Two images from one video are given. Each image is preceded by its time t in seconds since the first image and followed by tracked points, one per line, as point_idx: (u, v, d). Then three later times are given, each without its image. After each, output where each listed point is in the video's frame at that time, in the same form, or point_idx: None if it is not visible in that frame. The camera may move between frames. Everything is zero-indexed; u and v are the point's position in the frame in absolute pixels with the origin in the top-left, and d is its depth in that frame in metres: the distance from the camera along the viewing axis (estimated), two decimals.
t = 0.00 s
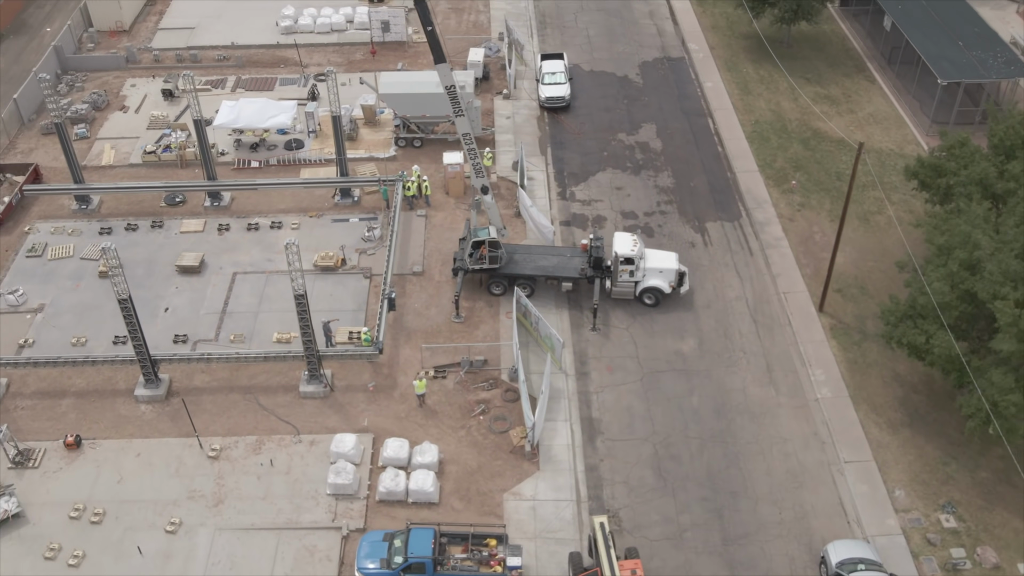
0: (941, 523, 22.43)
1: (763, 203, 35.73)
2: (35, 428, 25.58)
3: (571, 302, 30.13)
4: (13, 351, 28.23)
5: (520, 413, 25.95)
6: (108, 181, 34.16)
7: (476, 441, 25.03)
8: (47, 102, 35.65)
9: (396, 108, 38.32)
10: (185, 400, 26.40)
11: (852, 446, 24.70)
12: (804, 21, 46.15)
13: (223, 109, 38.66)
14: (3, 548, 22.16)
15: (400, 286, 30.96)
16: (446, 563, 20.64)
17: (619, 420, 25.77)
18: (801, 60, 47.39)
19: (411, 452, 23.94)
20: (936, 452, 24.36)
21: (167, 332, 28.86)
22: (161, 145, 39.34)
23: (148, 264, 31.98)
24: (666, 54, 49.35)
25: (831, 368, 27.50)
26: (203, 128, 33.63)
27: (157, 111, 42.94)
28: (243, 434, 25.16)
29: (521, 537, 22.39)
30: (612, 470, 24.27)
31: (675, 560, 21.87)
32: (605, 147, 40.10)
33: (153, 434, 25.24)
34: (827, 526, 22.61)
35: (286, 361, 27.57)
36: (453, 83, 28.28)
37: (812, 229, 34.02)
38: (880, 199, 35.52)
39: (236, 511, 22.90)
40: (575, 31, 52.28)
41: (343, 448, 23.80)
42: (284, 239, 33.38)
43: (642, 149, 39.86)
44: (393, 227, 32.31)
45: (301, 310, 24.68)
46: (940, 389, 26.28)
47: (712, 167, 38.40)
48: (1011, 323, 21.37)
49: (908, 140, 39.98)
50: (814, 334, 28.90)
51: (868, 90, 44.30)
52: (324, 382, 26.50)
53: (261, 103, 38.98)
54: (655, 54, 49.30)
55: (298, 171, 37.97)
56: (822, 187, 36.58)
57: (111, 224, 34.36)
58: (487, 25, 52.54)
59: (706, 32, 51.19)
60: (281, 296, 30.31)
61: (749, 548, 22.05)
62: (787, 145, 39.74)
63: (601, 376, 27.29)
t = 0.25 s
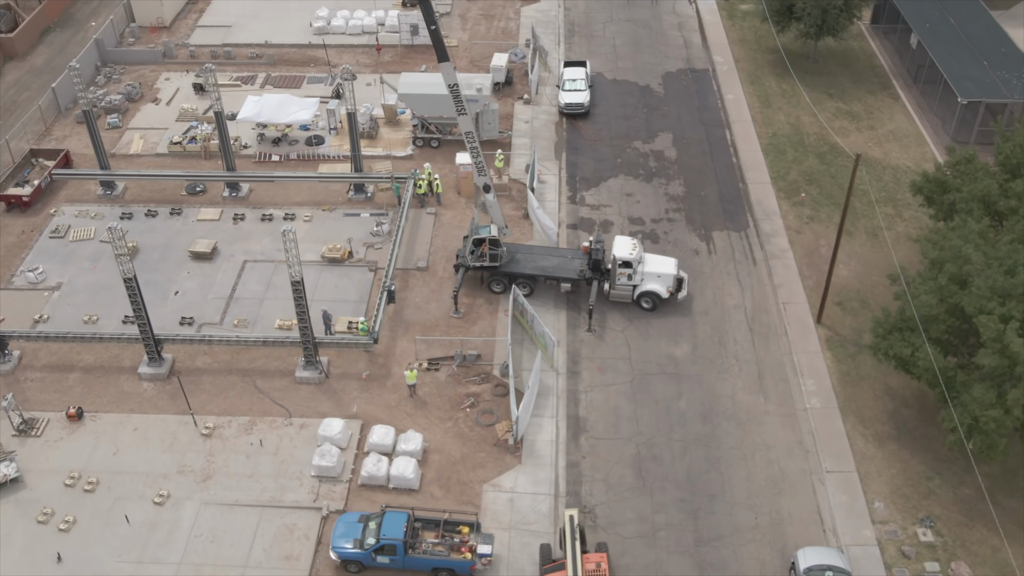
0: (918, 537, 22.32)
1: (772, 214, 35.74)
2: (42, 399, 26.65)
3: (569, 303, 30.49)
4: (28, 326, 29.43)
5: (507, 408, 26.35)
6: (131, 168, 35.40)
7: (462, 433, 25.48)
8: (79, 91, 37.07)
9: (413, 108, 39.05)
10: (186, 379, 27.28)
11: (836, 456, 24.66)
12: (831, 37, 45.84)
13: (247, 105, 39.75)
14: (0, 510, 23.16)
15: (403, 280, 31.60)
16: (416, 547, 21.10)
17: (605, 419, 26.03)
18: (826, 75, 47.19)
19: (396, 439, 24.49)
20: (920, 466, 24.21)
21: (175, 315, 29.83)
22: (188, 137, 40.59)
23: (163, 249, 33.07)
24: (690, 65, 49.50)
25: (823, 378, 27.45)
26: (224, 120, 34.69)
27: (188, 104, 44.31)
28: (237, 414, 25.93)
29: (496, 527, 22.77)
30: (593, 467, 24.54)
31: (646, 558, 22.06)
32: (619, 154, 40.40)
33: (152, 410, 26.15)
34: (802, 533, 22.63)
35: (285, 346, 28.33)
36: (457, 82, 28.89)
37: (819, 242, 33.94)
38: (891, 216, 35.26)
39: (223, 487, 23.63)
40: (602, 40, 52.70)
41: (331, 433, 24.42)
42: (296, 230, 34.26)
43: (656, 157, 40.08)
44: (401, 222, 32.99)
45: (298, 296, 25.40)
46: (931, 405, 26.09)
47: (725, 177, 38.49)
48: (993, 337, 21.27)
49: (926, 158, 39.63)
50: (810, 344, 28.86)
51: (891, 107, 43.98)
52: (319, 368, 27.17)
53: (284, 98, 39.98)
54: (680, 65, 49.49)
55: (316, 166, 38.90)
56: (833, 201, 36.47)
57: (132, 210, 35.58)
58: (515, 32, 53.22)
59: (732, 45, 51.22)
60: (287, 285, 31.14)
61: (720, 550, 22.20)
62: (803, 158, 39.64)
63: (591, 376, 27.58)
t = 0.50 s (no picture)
0: (893, 547, 22.27)
1: (780, 225, 35.75)
2: (51, 373, 27.76)
3: (567, 304, 30.88)
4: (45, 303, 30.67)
5: (496, 402, 26.80)
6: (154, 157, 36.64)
7: (449, 423, 25.99)
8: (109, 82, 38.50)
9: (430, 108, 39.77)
10: (189, 360, 28.20)
11: (818, 464, 24.68)
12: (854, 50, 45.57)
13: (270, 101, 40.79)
14: (1, 474, 24.23)
15: (407, 275, 32.27)
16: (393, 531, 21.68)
17: (591, 418, 26.35)
18: (849, 90, 46.98)
19: (382, 427, 25.10)
20: (903, 478, 24.11)
21: (184, 298, 30.85)
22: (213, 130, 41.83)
23: (179, 235, 34.20)
24: (713, 76, 49.62)
25: (814, 387, 27.44)
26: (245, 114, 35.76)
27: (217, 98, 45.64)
28: (234, 396, 26.75)
29: (473, 516, 23.22)
30: (574, 463, 24.86)
31: (617, 554, 22.34)
32: (633, 161, 40.70)
33: (154, 388, 27.10)
34: (776, 538, 22.73)
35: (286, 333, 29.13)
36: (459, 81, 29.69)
37: (824, 254, 33.87)
38: (900, 231, 35.03)
39: (213, 463, 24.43)
40: (628, 50, 53.08)
41: (320, 417, 25.10)
42: (308, 222, 35.15)
43: (670, 165, 40.30)
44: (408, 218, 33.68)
45: (296, 283, 26.15)
46: (921, 418, 25.94)
47: (736, 187, 38.58)
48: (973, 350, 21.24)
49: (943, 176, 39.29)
50: (804, 354, 28.86)
51: (912, 124, 43.66)
52: (317, 355, 27.89)
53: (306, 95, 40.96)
54: (703, 76, 49.62)
55: (334, 162, 39.83)
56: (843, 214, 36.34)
57: (154, 198, 36.81)
58: (542, 39, 53.85)
59: (757, 58, 51.21)
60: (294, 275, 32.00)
61: (692, 550, 22.40)
62: (817, 171, 39.55)
63: (582, 375, 27.92)
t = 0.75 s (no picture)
0: (865, 555, 22.30)
1: (786, 235, 35.81)
2: (62, 349, 28.90)
3: (565, 304, 31.31)
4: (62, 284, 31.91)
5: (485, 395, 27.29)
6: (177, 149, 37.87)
7: (437, 414, 26.55)
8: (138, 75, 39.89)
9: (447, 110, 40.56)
10: (193, 343, 29.15)
11: (799, 470, 24.77)
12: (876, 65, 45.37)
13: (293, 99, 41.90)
14: (6, 443, 25.34)
15: (411, 270, 32.96)
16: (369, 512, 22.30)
17: (577, 415, 26.72)
18: (870, 105, 46.80)
19: (370, 414, 25.75)
20: (883, 488, 24.10)
21: (195, 284, 31.88)
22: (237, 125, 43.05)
23: (195, 224, 35.32)
24: (735, 87, 49.74)
25: (802, 395, 27.50)
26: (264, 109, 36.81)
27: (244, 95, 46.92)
28: (232, 379, 27.61)
29: (451, 503, 23.74)
30: (556, 458, 25.25)
31: (589, 547, 22.68)
32: (645, 168, 41.01)
33: (157, 368, 28.08)
34: (749, 540, 22.89)
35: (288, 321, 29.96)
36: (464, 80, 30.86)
37: (827, 265, 33.84)
38: (907, 246, 34.88)
39: (206, 441, 25.28)
40: (652, 59, 53.42)
41: (311, 402, 25.83)
42: (320, 216, 36.06)
43: (682, 173, 40.54)
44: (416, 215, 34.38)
45: (296, 271, 26.95)
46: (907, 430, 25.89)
47: (746, 197, 38.70)
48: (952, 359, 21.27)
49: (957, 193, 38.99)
50: (797, 362, 28.92)
51: (931, 141, 43.37)
52: (315, 342, 28.65)
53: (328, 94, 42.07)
54: (724, 88, 49.76)
55: (351, 159, 40.75)
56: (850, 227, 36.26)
57: (174, 187, 38.04)
58: (567, 47, 54.40)
59: (781, 71, 51.19)
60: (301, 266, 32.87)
61: (664, 547, 22.66)
62: (829, 184, 39.49)
63: (573, 373, 28.30)
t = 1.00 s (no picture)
0: (836, 560, 22.40)
1: (790, 245, 35.90)
2: (74, 328, 30.09)
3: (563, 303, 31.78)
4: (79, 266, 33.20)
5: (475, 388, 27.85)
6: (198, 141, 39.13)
7: (427, 404, 27.16)
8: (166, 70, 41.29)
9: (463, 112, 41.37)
10: (198, 327, 30.15)
11: (778, 474, 24.92)
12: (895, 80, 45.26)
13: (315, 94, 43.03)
14: (13, 413, 26.51)
15: (414, 266, 33.69)
16: (349, 494, 23.00)
17: (564, 411, 27.15)
18: (889, 120, 46.63)
19: (360, 401, 26.45)
20: (861, 495, 24.16)
21: (205, 271, 32.94)
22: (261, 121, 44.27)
23: (211, 214, 36.46)
24: (754, 99, 49.85)
25: (790, 402, 27.62)
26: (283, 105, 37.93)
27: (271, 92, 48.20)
28: (232, 362, 28.52)
29: (432, 490, 24.32)
30: (539, 452, 25.71)
31: (562, 539, 23.09)
32: (656, 175, 41.35)
33: (162, 349, 29.11)
34: (722, 540, 23.11)
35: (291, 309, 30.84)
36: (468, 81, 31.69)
37: (829, 276, 33.87)
38: (911, 260, 34.76)
39: (201, 420, 26.19)
40: (674, 69, 53.74)
41: (305, 388, 26.62)
42: (332, 210, 36.99)
43: (692, 181, 40.81)
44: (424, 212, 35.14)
45: (296, 259, 27.83)
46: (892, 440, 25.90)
47: (755, 206, 38.84)
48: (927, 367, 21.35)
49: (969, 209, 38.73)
50: (788, 369, 29.04)
51: (948, 158, 43.07)
52: (314, 330, 29.47)
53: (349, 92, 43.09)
54: (744, 99, 49.90)
55: (368, 157, 41.68)
56: (857, 238, 36.21)
57: (195, 178, 39.28)
58: (591, 55, 54.95)
59: (802, 83, 51.18)
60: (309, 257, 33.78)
61: (636, 542, 22.99)
62: (840, 196, 39.47)
63: (563, 371, 28.75)
